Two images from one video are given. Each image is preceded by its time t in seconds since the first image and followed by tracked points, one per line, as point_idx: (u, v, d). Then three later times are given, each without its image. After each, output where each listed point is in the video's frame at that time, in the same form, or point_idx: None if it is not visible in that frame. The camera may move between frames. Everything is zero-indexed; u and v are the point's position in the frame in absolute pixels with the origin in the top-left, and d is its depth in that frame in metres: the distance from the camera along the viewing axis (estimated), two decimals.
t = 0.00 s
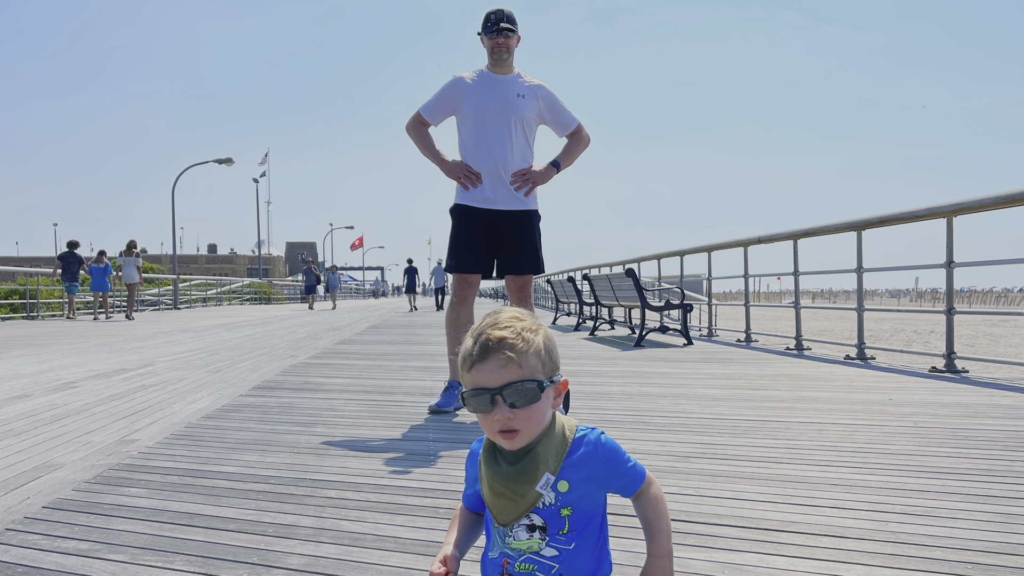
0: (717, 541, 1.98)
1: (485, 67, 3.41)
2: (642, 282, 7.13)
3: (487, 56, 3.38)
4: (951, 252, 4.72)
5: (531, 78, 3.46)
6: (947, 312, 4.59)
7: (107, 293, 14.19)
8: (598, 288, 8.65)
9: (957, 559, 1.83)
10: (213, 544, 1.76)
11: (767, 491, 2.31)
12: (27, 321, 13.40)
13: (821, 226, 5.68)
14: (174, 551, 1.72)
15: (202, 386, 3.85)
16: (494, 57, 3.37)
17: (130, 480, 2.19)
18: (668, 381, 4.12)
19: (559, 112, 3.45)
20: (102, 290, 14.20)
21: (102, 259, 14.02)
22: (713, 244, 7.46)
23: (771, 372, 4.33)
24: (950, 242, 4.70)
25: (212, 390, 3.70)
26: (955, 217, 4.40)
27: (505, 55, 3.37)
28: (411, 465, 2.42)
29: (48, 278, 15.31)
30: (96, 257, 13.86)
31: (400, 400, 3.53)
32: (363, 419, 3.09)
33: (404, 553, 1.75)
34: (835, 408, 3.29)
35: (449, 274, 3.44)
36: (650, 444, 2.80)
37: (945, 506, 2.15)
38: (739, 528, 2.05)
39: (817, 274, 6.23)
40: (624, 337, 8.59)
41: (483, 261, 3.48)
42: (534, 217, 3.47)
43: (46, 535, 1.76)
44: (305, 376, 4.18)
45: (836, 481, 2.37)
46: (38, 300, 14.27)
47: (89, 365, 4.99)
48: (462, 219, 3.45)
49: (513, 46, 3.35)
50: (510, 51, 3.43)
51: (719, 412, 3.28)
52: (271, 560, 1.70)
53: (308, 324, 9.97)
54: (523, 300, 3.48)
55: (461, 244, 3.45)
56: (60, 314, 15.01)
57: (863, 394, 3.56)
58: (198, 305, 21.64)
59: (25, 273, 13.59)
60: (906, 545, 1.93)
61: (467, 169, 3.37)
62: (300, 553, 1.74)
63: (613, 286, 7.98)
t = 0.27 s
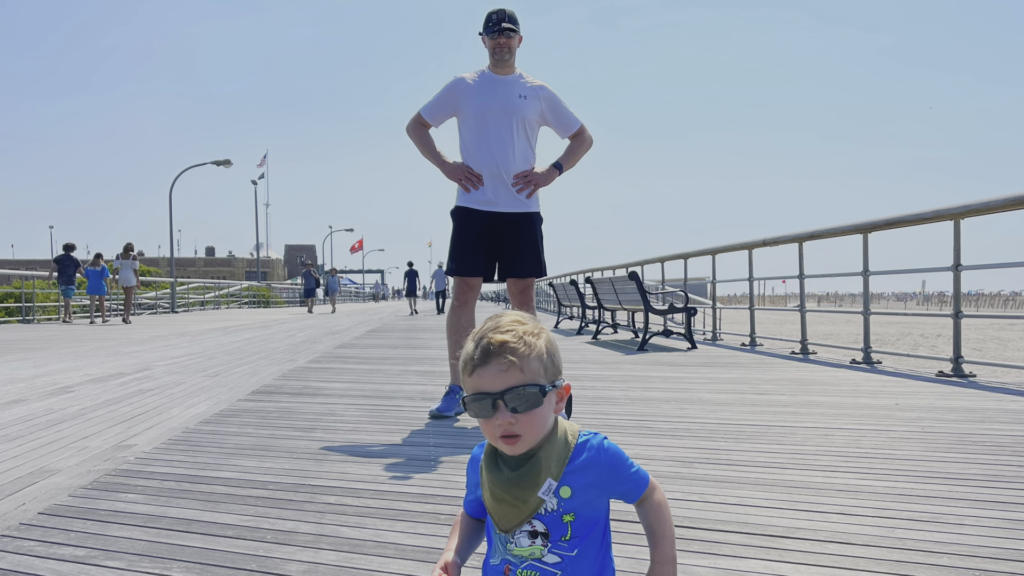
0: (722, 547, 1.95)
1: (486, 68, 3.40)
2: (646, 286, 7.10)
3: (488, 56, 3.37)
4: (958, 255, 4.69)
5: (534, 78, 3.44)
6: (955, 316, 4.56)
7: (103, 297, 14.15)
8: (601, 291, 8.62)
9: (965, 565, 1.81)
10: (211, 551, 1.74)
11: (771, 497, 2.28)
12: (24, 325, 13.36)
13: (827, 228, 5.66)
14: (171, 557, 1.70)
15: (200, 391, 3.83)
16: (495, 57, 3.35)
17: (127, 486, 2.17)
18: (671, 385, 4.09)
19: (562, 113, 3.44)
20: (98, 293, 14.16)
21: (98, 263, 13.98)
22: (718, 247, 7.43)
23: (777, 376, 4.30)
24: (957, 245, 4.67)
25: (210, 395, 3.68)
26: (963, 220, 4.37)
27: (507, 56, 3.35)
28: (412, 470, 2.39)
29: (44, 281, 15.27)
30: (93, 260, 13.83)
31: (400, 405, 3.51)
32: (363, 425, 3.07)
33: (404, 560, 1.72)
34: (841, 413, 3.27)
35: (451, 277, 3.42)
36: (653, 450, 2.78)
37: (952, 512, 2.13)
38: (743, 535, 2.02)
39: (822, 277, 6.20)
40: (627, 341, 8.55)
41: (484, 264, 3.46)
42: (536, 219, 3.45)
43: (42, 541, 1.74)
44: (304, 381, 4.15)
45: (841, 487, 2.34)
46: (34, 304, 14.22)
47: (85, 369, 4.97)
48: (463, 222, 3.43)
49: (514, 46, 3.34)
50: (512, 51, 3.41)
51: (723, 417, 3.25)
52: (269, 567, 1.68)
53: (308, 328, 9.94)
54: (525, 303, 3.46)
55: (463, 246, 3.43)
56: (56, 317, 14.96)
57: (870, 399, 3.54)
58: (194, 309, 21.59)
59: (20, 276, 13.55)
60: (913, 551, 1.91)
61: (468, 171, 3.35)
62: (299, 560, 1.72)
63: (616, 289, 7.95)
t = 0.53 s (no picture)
0: (727, 554, 1.93)
1: (488, 69, 3.38)
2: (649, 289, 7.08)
3: (490, 57, 3.35)
4: (966, 258, 4.67)
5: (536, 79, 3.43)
6: (962, 319, 4.53)
7: (100, 300, 14.10)
8: (603, 294, 8.59)
9: (972, 571, 1.78)
10: (209, 557, 1.72)
11: (776, 502, 2.26)
12: (21, 329, 13.31)
13: (832, 231, 5.63)
14: (168, 563, 1.68)
15: (198, 396, 3.80)
16: (497, 58, 3.34)
17: (125, 491, 2.15)
18: (675, 390, 4.07)
19: (564, 114, 3.42)
20: (95, 295, 14.11)
21: (95, 266, 13.94)
22: (722, 250, 7.41)
23: (781, 380, 4.28)
24: (964, 248, 4.65)
25: (208, 400, 3.66)
26: (970, 222, 4.35)
27: (509, 56, 3.34)
28: (413, 476, 2.37)
29: (41, 284, 15.21)
30: (89, 262, 13.78)
31: (401, 409, 3.49)
32: (364, 429, 3.05)
33: (405, 566, 1.70)
34: (846, 417, 3.24)
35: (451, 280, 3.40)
36: (656, 455, 2.75)
37: (959, 517, 2.10)
38: (748, 541, 2.00)
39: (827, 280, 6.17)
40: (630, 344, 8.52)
41: (485, 267, 3.45)
42: (538, 221, 3.43)
43: (38, 548, 1.72)
44: (303, 385, 4.12)
45: (847, 492, 2.32)
46: (30, 307, 14.16)
47: (82, 374, 4.95)
48: (465, 224, 3.41)
49: (516, 46, 3.33)
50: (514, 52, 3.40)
51: (727, 422, 3.23)
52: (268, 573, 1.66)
53: (307, 332, 9.90)
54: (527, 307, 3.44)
55: (464, 249, 3.41)
56: (53, 321, 14.90)
57: (876, 404, 3.51)
58: (193, 312, 21.54)
59: (17, 279, 13.51)
60: (921, 558, 1.88)
61: (470, 172, 3.33)
62: (298, 566, 1.69)
63: (618, 293, 7.92)
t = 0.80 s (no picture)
0: (731, 560, 1.91)
1: (489, 69, 3.37)
2: (652, 292, 7.05)
3: (491, 57, 3.34)
4: (972, 261, 4.64)
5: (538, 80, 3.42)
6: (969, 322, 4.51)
7: (98, 303, 14.06)
8: (606, 297, 8.57)
9: None
10: (207, 563, 1.71)
11: (779, 507, 2.24)
12: (19, 332, 13.27)
13: (837, 233, 5.61)
14: (166, 569, 1.66)
15: (196, 400, 3.78)
16: (498, 58, 3.33)
17: (123, 496, 2.13)
18: (678, 393, 4.05)
19: (566, 115, 3.41)
20: (92, 298, 14.07)
21: (93, 268, 13.91)
22: (726, 253, 7.38)
23: (786, 383, 4.25)
24: (970, 250, 4.63)
25: (207, 404, 3.64)
26: (976, 224, 4.33)
27: (510, 56, 3.33)
28: (414, 480, 2.36)
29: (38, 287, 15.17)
30: (87, 264, 13.75)
31: (401, 413, 3.47)
32: (364, 434, 3.03)
33: (405, 572, 1.68)
34: (850, 422, 3.22)
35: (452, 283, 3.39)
36: (659, 459, 2.73)
37: (965, 522, 2.08)
38: (752, 546, 1.98)
39: (832, 283, 6.15)
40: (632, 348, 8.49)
41: (486, 270, 3.43)
42: (539, 223, 3.42)
43: (34, 553, 1.70)
44: (302, 389, 4.10)
45: (852, 497, 2.30)
46: (27, 310, 14.11)
47: (80, 377, 4.93)
48: (466, 226, 3.39)
49: (518, 47, 3.32)
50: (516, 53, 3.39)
51: (730, 426, 3.21)
52: None
53: (307, 335, 9.88)
54: (528, 309, 3.42)
55: (464, 251, 3.39)
56: (50, 324, 14.86)
57: (881, 408, 3.48)
58: (192, 314, 21.51)
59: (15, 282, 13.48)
60: (927, 563, 1.86)
61: (471, 174, 3.32)
62: (297, 572, 1.68)
63: (621, 296, 7.90)
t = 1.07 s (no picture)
0: (734, 564, 1.89)
1: (490, 70, 3.36)
2: (654, 294, 7.04)
3: (492, 57, 3.33)
4: (977, 263, 4.62)
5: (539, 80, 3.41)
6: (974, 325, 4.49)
7: (94, 305, 14.02)
8: (607, 299, 8.55)
9: None
10: (205, 567, 1.69)
11: (782, 511, 2.23)
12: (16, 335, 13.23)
13: (841, 235, 5.58)
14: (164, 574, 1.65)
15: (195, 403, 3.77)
16: (500, 58, 3.32)
17: (122, 500, 2.12)
18: (680, 397, 4.03)
19: (568, 116, 3.40)
20: (90, 301, 14.06)
21: (90, 271, 13.89)
22: (728, 255, 7.37)
23: (789, 386, 4.23)
24: (975, 252, 4.61)
25: (206, 407, 3.62)
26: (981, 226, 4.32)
27: (511, 56, 3.32)
28: (415, 484, 2.34)
29: (34, 289, 15.11)
30: (84, 266, 13.71)
31: (401, 417, 3.46)
32: (364, 437, 3.02)
33: None
34: (854, 425, 3.20)
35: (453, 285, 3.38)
36: (661, 463, 2.72)
37: (970, 527, 2.07)
38: (756, 551, 1.96)
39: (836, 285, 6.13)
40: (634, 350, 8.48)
41: (487, 271, 3.42)
42: (540, 224, 3.41)
43: (31, 558, 1.69)
44: (302, 392, 4.09)
45: (856, 501, 2.28)
46: (24, 312, 14.09)
47: (77, 381, 4.91)
48: (467, 228, 3.38)
49: (519, 47, 3.30)
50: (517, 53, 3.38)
51: (733, 429, 3.19)
52: None
53: (306, 337, 9.87)
54: (529, 312, 3.41)
55: (465, 253, 3.38)
56: (47, 327, 14.83)
57: (886, 411, 3.47)
58: (191, 317, 21.49)
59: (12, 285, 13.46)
60: (932, 568, 1.84)
61: (471, 175, 3.31)
62: None
63: (623, 298, 7.88)
